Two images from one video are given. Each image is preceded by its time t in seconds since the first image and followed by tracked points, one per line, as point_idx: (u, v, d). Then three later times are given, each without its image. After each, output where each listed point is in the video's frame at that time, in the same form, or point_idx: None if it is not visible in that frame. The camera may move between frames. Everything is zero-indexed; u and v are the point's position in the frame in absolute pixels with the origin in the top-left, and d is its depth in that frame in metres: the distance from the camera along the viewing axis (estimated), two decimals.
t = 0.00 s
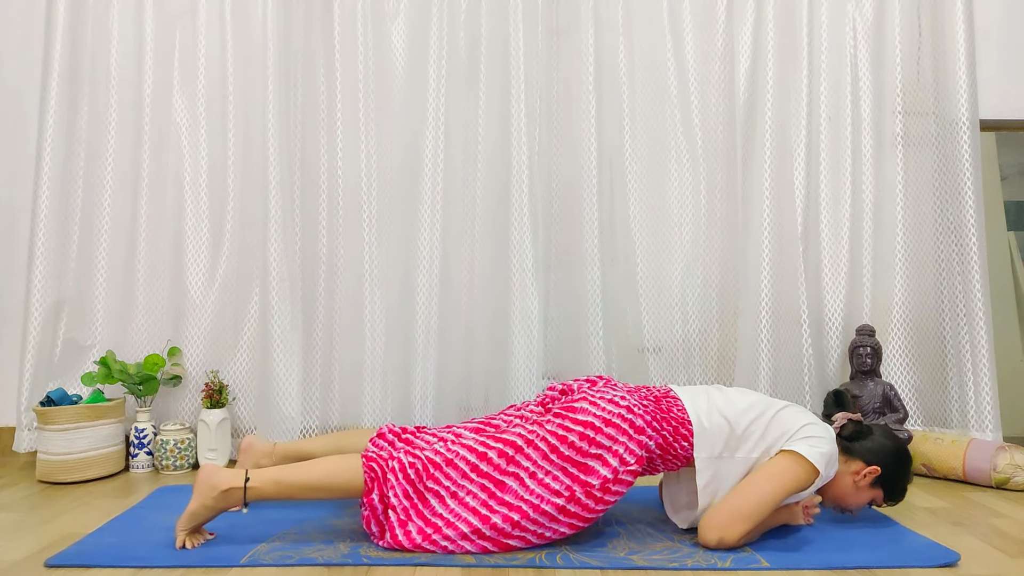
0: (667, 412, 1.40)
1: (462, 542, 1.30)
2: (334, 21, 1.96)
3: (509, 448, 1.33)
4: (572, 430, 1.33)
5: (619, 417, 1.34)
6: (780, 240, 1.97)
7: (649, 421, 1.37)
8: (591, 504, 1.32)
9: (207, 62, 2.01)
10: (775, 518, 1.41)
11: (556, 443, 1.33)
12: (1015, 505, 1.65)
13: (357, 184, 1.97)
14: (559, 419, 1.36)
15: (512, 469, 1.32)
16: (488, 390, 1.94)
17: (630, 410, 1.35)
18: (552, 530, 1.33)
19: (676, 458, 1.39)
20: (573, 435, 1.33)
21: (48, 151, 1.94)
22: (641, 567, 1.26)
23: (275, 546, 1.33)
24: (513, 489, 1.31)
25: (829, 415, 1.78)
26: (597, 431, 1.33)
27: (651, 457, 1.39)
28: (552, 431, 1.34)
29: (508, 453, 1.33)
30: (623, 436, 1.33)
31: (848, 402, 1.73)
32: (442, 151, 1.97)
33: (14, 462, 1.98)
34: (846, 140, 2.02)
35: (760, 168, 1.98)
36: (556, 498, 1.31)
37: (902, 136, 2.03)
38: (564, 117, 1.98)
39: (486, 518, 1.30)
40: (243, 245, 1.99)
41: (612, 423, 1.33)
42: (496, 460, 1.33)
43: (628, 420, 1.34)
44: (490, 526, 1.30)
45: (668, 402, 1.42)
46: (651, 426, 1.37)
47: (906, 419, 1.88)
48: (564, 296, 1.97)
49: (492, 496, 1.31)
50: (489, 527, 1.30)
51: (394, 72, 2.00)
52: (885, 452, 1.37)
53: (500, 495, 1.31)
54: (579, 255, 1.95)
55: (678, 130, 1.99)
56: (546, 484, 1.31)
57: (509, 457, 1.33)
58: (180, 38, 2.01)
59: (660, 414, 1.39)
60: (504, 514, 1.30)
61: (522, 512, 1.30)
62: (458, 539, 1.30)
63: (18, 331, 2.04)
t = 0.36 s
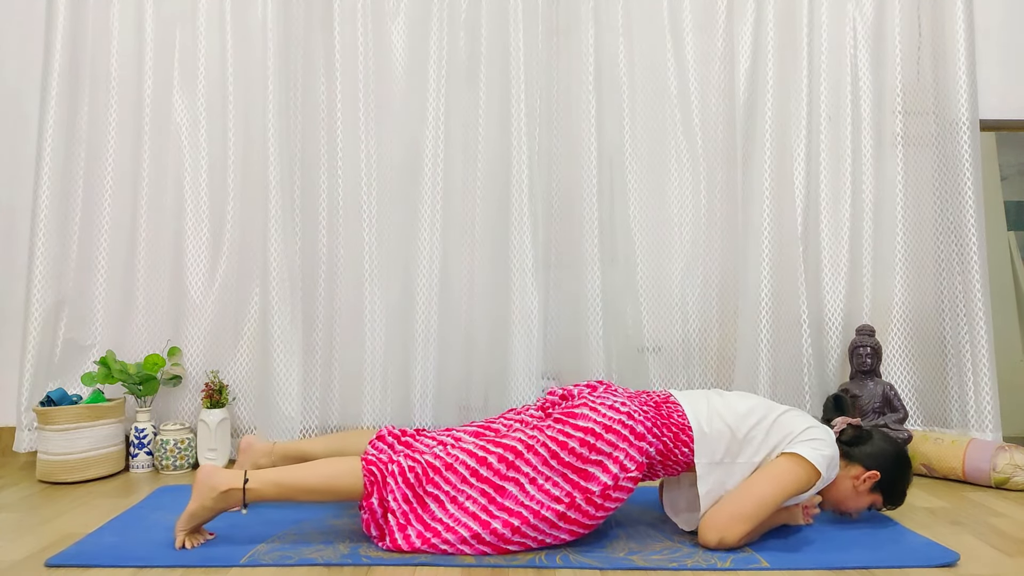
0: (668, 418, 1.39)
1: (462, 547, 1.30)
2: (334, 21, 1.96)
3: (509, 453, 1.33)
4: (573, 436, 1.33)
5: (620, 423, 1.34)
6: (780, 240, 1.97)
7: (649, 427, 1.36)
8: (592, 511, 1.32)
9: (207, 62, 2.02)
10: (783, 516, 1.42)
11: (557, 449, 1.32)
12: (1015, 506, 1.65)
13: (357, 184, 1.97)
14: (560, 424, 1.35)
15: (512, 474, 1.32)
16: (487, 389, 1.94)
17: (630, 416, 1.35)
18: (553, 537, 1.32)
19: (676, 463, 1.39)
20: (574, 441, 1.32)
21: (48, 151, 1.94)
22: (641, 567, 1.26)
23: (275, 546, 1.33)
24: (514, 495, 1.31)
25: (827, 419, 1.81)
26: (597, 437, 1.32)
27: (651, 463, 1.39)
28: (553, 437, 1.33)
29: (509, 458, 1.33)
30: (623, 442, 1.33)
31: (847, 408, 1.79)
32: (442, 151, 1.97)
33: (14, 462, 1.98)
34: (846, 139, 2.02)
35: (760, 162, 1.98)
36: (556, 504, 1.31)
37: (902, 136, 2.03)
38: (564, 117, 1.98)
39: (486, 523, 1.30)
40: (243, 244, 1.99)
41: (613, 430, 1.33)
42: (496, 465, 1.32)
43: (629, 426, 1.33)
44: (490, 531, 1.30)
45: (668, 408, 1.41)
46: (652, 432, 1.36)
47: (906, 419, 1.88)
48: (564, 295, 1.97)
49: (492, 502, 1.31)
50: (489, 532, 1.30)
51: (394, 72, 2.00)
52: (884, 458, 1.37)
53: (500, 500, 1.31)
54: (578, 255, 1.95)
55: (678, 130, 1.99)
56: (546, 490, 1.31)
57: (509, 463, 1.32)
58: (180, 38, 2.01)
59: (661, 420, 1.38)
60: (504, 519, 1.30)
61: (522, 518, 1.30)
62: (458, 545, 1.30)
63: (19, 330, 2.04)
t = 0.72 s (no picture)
0: (662, 411, 1.40)
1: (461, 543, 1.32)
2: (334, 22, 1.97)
3: (503, 448, 1.32)
4: (567, 430, 1.33)
5: (614, 416, 1.34)
6: (780, 240, 1.97)
7: (644, 421, 1.37)
8: (587, 504, 1.33)
9: (207, 61, 2.01)
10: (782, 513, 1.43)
11: (551, 444, 1.32)
12: (1015, 505, 1.65)
13: (357, 184, 1.97)
14: (554, 418, 1.35)
15: (507, 469, 1.32)
16: (488, 390, 1.94)
17: (625, 410, 1.35)
18: (550, 531, 1.34)
19: (670, 456, 1.40)
20: (568, 435, 1.32)
21: (48, 151, 1.94)
22: (641, 566, 1.26)
23: (275, 546, 1.33)
24: (510, 489, 1.32)
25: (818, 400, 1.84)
26: (592, 431, 1.32)
27: (645, 457, 1.40)
28: (547, 431, 1.33)
29: (503, 453, 1.32)
30: (618, 436, 1.33)
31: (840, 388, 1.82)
32: (442, 151, 1.97)
33: (14, 463, 1.98)
34: (846, 139, 2.02)
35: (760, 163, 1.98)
36: (552, 498, 1.32)
37: (902, 136, 2.03)
38: (564, 116, 1.98)
39: (485, 517, 1.32)
40: (243, 244, 1.99)
41: (607, 423, 1.33)
42: (490, 460, 1.31)
43: (623, 419, 1.34)
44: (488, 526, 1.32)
45: (663, 401, 1.42)
46: (646, 425, 1.37)
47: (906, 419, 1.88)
48: (564, 295, 1.97)
49: (489, 496, 1.33)
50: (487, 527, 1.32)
51: (394, 71, 1.99)
52: (881, 435, 1.37)
53: (497, 494, 1.33)
54: (578, 254, 1.95)
55: (678, 130, 1.99)
56: (542, 484, 1.32)
57: (504, 457, 1.32)
58: (180, 37, 2.01)
59: (655, 413, 1.39)
60: (502, 513, 1.33)
61: (520, 512, 1.32)
62: (458, 540, 1.31)
63: (19, 330, 2.04)
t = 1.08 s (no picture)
0: (648, 379, 1.42)
1: (455, 517, 1.35)
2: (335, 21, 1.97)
3: (489, 421, 1.33)
4: (551, 397, 1.35)
5: (599, 381, 1.36)
6: (780, 240, 1.97)
7: (629, 386, 1.38)
8: (574, 470, 1.34)
9: (207, 60, 2.01)
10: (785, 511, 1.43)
11: (536, 412, 1.33)
12: (1015, 505, 1.65)
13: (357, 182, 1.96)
14: (539, 386, 1.37)
15: (494, 440, 1.34)
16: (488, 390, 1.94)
17: (610, 375, 1.37)
18: (540, 498, 1.36)
19: (654, 428, 1.41)
20: (553, 402, 1.34)
21: (48, 151, 1.95)
22: (641, 567, 1.26)
23: (275, 546, 1.33)
24: (498, 460, 1.35)
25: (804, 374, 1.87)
26: (576, 397, 1.34)
27: (630, 425, 1.42)
28: (531, 400, 1.34)
29: (489, 425, 1.33)
30: (603, 400, 1.35)
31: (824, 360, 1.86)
32: (442, 151, 1.97)
33: (14, 463, 1.98)
34: (846, 139, 2.01)
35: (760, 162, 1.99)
36: (539, 464, 1.35)
37: (902, 136, 2.03)
38: (563, 115, 1.98)
39: (475, 490, 1.35)
40: (243, 244, 1.99)
41: (592, 388, 1.35)
42: (476, 434, 1.33)
43: (608, 384, 1.36)
44: (480, 498, 1.35)
45: (650, 370, 1.44)
46: (631, 391, 1.39)
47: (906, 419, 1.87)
48: (564, 295, 1.96)
49: (478, 469, 1.35)
50: (478, 499, 1.35)
51: (394, 70, 1.99)
52: (868, 404, 1.39)
53: (486, 467, 1.35)
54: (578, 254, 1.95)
55: (678, 129, 1.99)
56: (529, 452, 1.35)
57: (490, 430, 1.33)
58: (180, 37, 2.01)
59: (641, 380, 1.41)
60: (491, 484, 1.35)
61: (508, 481, 1.35)
62: (452, 516, 1.34)
63: (19, 331, 2.04)
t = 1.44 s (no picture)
0: (621, 333, 1.45)
1: (438, 478, 1.38)
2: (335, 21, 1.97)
3: (462, 381, 1.35)
4: (522, 349, 1.37)
5: (570, 331, 1.39)
6: (780, 240, 1.97)
7: (600, 337, 1.41)
8: (547, 419, 1.36)
9: (207, 59, 2.01)
10: (786, 509, 1.43)
11: (508, 364, 1.36)
12: (1015, 506, 1.64)
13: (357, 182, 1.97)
14: (510, 339, 1.39)
15: (468, 400, 1.35)
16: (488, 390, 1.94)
17: (581, 325, 1.40)
18: (516, 450, 1.37)
19: (623, 382, 1.44)
20: (524, 353, 1.36)
21: (48, 147, 1.94)
22: (640, 566, 1.26)
23: (275, 546, 1.33)
24: (475, 419, 1.36)
25: (777, 355, 1.51)
26: (547, 346, 1.37)
27: (601, 379, 1.44)
28: (502, 353, 1.37)
29: (462, 386, 1.35)
30: (574, 349, 1.37)
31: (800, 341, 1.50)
32: (442, 149, 1.97)
33: (14, 463, 1.98)
34: (847, 138, 2.01)
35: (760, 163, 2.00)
36: (514, 417, 1.38)
37: (902, 136, 2.03)
38: (564, 113, 1.98)
39: (454, 451, 1.37)
40: (243, 243, 1.99)
41: (562, 338, 1.38)
42: (451, 396, 1.34)
43: (578, 333, 1.39)
44: (460, 458, 1.37)
45: (622, 326, 1.47)
46: (602, 341, 1.41)
47: (906, 419, 1.87)
48: (564, 295, 1.96)
49: (456, 430, 1.36)
50: (459, 459, 1.37)
51: (394, 69, 1.99)
52: (838, 387, 1.37)
53: (463, 427, 1.36)
54: (578, 254, 1.95)
55: (678, 126, 1.99)
56: (502, 405, 1.37)
57: (463, 390, 1.35)
58: (180, 36, 2.01)
59: (613, 333, 1.44)
60: (470, 443, 1.37)
61: (486, 437, 1.37)
62: (435, 477, 1.37)
63: (19, 330, 2.04)
